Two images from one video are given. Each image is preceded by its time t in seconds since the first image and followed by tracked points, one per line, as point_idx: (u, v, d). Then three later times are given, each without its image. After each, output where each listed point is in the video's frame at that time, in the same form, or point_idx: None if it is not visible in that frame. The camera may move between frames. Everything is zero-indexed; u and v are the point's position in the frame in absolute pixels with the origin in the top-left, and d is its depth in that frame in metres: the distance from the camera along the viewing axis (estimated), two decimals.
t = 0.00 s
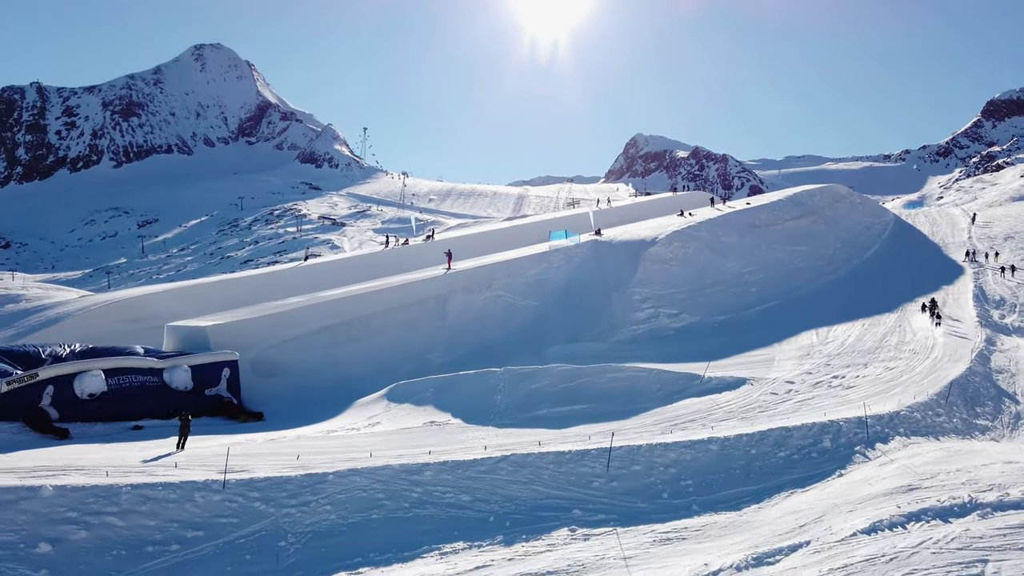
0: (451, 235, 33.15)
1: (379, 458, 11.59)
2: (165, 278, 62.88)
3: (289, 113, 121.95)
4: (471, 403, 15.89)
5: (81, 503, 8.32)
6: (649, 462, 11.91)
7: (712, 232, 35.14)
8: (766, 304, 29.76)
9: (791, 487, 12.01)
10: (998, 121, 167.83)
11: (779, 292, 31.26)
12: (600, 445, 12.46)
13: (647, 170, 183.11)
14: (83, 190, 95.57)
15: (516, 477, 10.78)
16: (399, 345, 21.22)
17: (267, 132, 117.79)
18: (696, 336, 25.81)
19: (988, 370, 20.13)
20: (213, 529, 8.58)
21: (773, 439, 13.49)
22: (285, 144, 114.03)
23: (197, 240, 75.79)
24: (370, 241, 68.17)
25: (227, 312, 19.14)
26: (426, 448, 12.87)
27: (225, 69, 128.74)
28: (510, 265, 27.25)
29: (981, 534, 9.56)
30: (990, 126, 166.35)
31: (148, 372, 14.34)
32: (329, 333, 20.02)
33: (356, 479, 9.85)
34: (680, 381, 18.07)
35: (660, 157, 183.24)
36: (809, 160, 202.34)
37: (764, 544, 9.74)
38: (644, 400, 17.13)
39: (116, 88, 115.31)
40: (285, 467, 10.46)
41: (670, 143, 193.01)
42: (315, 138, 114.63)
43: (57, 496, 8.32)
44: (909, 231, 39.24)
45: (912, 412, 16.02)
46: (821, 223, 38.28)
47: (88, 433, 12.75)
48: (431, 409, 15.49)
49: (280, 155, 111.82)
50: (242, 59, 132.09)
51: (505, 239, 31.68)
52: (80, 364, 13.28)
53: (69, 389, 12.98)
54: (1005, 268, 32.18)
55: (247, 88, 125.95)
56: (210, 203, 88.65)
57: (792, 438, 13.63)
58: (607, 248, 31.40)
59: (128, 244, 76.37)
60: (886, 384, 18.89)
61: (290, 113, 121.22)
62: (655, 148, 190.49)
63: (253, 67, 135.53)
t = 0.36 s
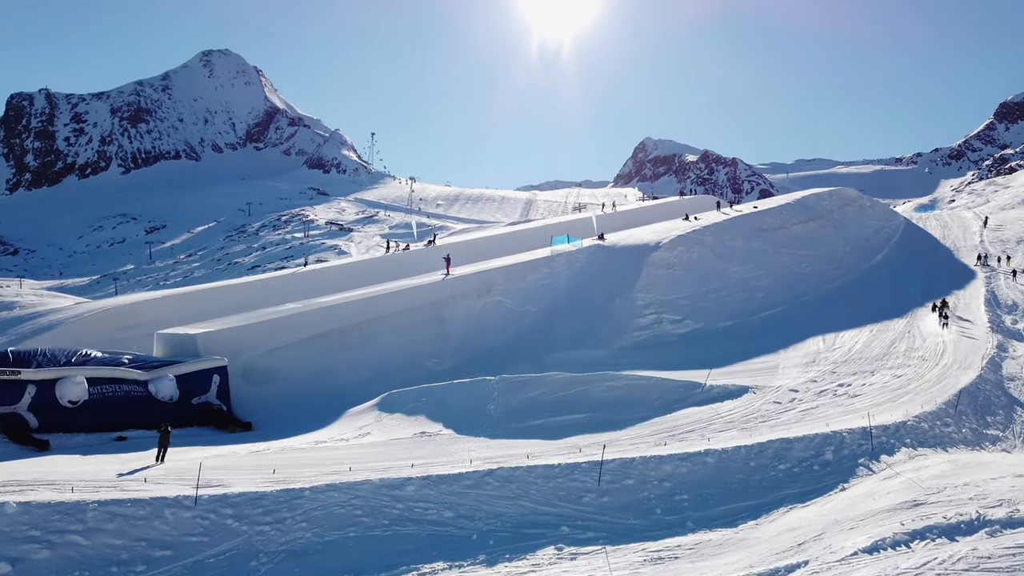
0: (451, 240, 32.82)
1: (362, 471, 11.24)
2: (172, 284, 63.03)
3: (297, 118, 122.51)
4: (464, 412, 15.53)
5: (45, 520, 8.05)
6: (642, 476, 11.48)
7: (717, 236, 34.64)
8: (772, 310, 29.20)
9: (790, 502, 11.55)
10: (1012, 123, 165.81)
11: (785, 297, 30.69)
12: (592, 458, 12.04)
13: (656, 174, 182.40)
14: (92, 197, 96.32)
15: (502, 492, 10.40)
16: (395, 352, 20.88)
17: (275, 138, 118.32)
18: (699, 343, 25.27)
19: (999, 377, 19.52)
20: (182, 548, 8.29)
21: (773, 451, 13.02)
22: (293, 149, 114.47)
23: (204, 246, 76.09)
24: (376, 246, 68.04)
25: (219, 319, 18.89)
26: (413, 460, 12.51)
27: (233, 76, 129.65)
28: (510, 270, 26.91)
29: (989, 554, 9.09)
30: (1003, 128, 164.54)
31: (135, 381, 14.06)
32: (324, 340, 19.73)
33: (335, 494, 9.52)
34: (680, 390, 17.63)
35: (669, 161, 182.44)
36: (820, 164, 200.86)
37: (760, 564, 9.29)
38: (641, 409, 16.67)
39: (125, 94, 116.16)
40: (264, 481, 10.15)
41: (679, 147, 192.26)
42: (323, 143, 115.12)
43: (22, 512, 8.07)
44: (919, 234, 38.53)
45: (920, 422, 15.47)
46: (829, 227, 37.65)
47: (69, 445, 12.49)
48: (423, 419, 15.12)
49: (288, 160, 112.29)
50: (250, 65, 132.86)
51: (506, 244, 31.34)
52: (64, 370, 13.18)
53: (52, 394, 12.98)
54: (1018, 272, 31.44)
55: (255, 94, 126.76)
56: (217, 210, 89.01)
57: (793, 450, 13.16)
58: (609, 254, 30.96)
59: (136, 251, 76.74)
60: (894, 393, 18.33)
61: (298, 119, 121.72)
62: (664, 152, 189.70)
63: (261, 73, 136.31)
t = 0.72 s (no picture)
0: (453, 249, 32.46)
1: (344, 489, 10.90)
2: (178, 295, 63.19)
3: (305, 127, 123.25)
4: (455, 426, 15.15)
5: (5, 543, 7.80)
6: (634, 494, 11.05)
7: (723, 243, 34.14)
8: (778, 319, 28.60)
9: (788, 522, 11.08)
10: None
11: (792, 305, 30.12)
12: (582, 475, 11.61)
13: (665, 182, 181.75)
14: (101, 207, 97.10)
15: (486, 511, 10.03)
16: (392, 362, 20.61)
17: (284, 147, 118.98)
18: (703, 353, 24.72)
19: (1011, 389, 18.95)
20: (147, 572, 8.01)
21: (773, 467, 12.53)
22: (302, 158, 115.03)
23: (211, 255, 76.43)
24: (382, 254, 67.96)
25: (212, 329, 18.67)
26: (399, 477, 12.14)
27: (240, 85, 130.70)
28: (510, 278, 26.54)
29: None
30: (1016, 134, 162.77)
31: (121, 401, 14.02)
32: (319, 350, 19.44)
33: (311, 514, 9.19)
34: (679, 402, 17.17)
35: (678, 169, 181.66)
36: (830, 171, 199.55)
37: None
38: (639, 422, 16.19)
39: (133, 104, 117.23)
40: (240, 501, 9.84)
41: (688, 154, 191.63)
42: (331, 152, 115.72)
43: None
44: (930, 241, 37.84)
45: (927, 436, 14.93)
46: (837, 234, 37.02)
47: (48, 460, 12.26)
48: (413, 433, 14.77)
49: (296, 169, 112.90)
50: (258, 74, 133.86)
51: (507, 252, 30.98)
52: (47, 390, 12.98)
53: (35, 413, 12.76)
54: None
55: (264, 103, 127.75)
56: (225, 219, 89.47)
57: (794, 465, 12.67)
58: (612, 261, 30.49)
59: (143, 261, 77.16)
60: (901, 405, 17.77)
61: (306, 128, 122.36)
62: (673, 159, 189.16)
63: (270, 82, 137.41)
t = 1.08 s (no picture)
0: (452, 257, 32.09)
1: (322, 507, 10.56)
2: (183, 303, 63.29)
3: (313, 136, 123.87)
4: (444, 439, 14.78)
5: None
6: (622, 512, 10.63)
7: (727, 251, 33.66)
8: (783, 328, 28.05)
9: (784, 543, 10.61)
10: None
11: (797, 313, 29.57)
12: (569, 492, 11.20)
13: (673, 189, 181.12)
14: (109, 215, 97.78)
15: (466, 532, 9.65)
16: (385, 373, 20.30)
17: (291, 156, 119.54)
18: (705, 363, 24.20)
19: (1021, 401, 18.40)
20: None
21: (771, 484, 12.04)
22: (309, 167, 115.50)
23: (218, 264, 76.66)
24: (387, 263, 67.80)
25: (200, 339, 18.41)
26: (381, 493, 11.79)
27: (248, 94, 131.54)
28: (509, 287, 26.17)
29: None
30: None
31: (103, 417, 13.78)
32: (310, 361, 19.17)
33: (281, 535, 8.86)
34: (677, 415, 16.72)
35: (686, 176, 180.96)
36: (840, 178, 198.35)
37: None
38: (633, 435, 15.77)
39: (141, 114, 118.08)
40: (210, 519, 9.53)
41: (696, 161, 191.09)
42: (338, 160, 116.17)
43: None
44: (940, 249, 37.20)
45: (932, 450, 14.42)
46: (844, 241, 36.43)
47: (25, 475, 12.01)
48: (401, 446, 14.42)
49: (304, 178, 113.41)
50: (266, 83, 134.97)
51: (506, 260, 30.62)
52: (24, 409, 12.77)
53: (12, 432, 12.56)
54: None
55: (271, 112, 128.71)
56: (231, 228, 89.82)
57: (793, 482, 12.17)
58: (613, 270, 30.00)
59: (150, 270, 77.46)
60: (906, 417, 17.24)
61: (313, 136, 122.92)
62: (681, 166, 188.59)
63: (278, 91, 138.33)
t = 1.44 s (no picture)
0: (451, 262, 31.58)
1: (295, 522, 10.25)
2: (185, 309, 63.33)
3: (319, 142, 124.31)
4: (430, 450, 14.42)
5: None
6: (607, 528, 10.23)
7: (730, 256, 33.17)
8: (785, 335, 27.53)
9: (775, 561, 10.19)
10: None
11: (801, 320, 29.04)
12: (553, 507, 10.82)
13: (680, 195, 180.34)
14: (116, 221, 98.32)
15: (441, 550, 9.30)
16: (376, 381, 20.00)
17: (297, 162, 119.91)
18: (705, 371, 23.63)
19: None
20: None
21: (764, 498, 11.59)
22: (315, 173, 115.83)
23: (222, 270, 76.81)
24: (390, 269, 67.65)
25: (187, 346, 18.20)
26: (359, 507, 11.46)
27: (254, 100, 132.10)
28: (506, 292, 25.80)
29: None
30: None
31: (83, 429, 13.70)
32: (299, 368, 18.92)
33: (246, 553, 8.55)
34: (672, 425, 16.28)
35: (693, 182, 180.14)
36: (849, 184, 196.87)
37: None
38: (625, 446, 15.34)
39: (149, 120, 118.70)
40: (178, 536, 9.24)
41: (703, 167, 190.39)
42: (344, 166, 116.48)
43: None
44: (948, 255, 36.56)
45: (934, 463, 13.93)
46: (850, 247, 35.85)
47: None
48: (386, 458, 14.09)
49: (309, 183, 113.74)
50: (272, 89, 135.78)
51: (505, 265, 30.21)
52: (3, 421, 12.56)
53: None
54: None
55: (277, 117, 129.38)
56: (237, 235, 90.03)
57: (787, 496, 11.73)
58: (613, 275, 29.36)
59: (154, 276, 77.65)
60: (909, 428, 16.74)
61: (319, 142, 123.41)
62: (688, 172, 187.95)
63: (284, 97, 138.95)
